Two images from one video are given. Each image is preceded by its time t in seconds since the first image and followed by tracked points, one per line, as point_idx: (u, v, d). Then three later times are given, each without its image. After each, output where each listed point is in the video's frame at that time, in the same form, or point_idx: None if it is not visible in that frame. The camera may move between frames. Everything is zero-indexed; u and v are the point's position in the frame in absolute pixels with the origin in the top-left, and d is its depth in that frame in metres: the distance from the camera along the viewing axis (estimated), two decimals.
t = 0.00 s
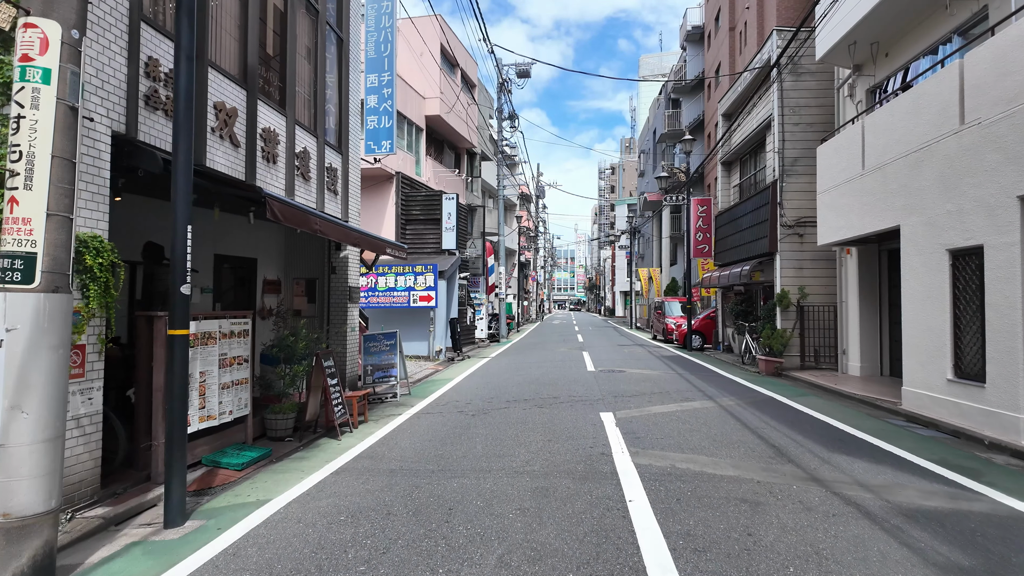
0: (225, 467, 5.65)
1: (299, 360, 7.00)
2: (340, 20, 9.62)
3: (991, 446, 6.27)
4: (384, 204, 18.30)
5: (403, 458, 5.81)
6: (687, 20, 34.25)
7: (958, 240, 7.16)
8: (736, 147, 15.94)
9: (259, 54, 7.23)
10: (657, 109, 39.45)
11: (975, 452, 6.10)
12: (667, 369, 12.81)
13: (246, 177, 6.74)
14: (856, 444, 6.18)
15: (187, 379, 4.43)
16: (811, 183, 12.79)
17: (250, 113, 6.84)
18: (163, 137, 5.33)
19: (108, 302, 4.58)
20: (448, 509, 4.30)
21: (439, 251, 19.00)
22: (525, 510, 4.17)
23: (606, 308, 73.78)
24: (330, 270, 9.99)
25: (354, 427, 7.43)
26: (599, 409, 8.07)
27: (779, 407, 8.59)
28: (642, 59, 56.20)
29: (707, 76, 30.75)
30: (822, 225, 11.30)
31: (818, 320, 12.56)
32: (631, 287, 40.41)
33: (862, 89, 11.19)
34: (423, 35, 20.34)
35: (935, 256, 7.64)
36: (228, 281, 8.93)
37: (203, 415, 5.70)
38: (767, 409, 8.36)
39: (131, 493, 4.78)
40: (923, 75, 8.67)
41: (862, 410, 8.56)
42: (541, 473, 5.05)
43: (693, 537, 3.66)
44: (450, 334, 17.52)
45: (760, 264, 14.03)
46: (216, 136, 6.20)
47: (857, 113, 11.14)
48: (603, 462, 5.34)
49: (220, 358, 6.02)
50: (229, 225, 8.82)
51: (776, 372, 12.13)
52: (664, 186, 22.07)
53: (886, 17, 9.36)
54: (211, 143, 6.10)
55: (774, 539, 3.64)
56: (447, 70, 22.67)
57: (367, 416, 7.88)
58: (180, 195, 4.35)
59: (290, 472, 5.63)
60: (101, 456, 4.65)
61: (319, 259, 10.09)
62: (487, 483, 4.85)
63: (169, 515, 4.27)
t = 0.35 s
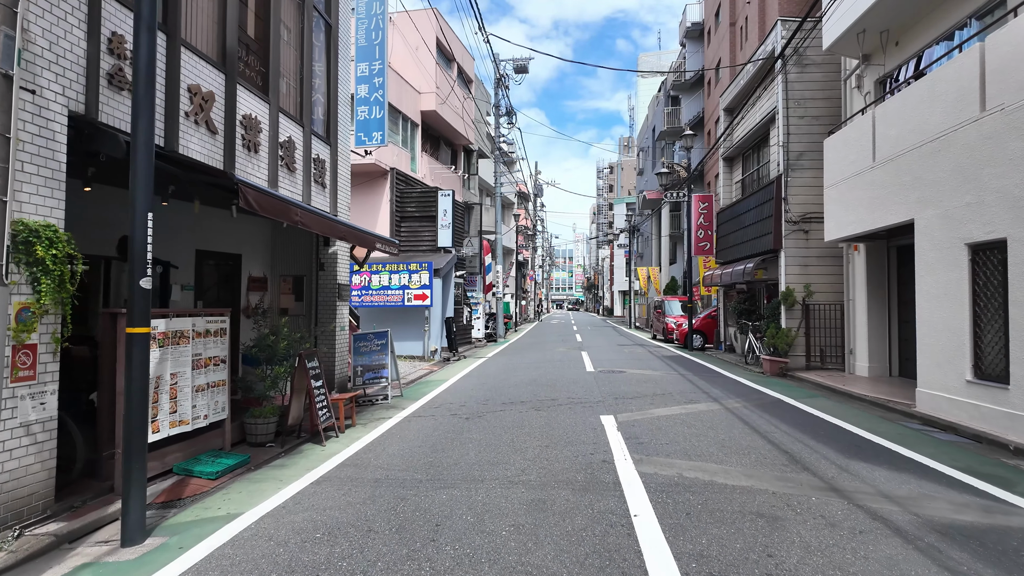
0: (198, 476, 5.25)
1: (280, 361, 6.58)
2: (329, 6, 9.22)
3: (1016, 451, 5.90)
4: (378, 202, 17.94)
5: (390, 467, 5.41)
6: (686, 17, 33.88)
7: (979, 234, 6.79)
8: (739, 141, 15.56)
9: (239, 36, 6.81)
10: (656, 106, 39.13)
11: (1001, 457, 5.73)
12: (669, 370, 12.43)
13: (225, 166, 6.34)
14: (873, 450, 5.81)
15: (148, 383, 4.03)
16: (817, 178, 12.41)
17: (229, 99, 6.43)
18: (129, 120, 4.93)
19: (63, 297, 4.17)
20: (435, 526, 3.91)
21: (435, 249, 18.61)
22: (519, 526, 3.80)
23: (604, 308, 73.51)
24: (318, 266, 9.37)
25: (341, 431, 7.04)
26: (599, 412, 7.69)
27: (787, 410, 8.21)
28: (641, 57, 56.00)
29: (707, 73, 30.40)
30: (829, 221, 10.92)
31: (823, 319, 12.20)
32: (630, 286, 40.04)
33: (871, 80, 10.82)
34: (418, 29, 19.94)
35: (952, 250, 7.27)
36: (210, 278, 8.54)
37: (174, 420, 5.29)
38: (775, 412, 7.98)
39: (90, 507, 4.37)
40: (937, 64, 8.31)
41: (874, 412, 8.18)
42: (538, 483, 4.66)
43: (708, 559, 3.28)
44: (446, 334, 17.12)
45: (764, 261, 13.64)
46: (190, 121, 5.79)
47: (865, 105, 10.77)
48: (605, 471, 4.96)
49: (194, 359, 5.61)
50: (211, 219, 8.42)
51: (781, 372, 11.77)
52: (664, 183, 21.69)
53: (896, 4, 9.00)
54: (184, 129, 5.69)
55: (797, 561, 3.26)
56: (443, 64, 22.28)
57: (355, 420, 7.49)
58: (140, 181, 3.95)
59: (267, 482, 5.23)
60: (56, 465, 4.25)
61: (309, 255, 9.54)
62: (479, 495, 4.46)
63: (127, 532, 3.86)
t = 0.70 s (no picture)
0: (170, 495, 4.84)
1: (262, 369, 6.15)
2: None
3: None
4: (373, 201, 17.56)
5: (378, 484, 5.00)
6: (688, 14, 33.47)
7: (1006, 233, 6.40)
8: (744, 138, 15.16)
9: (219, 22, 6.40)
10: (657, 105, 38.72)
11: None
12: (673, 374, 12.04)
13: (203, 160, 5.93)
14: (898, 465, 5.41)
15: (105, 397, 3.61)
16: (826, 176, 12.02)
17: (207, 88, 6.02)
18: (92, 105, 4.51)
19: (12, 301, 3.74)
20: (424, 558, 3.49)
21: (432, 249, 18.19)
22: (519, 559, 3.40)
23: (604, 308, 73.11)
24: (308, 267, 8.94)
25: (328, 442, 6.64)
26: (603, 420, 7.28)
27: (800, 418, 7.81)
28: (641, 55, 55.65)
29: (708, 71, 30.02)
30: (840, 220, 10.53)
31: (832, 321, 11.81)
32: (631, 286, 39.64)
33: (883, 74, 10.42)
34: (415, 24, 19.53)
35: (976, 250, 6.87)
36: (194, 279, 8.14)
37: (144, 434, 4.87)
38: (788, 421, 7.58)
39: (44, 533, 3.95)
40: (957, 55, 7.91)
41: (891, 420, 7.79)
42: (539, 506, 4.26)
43: None
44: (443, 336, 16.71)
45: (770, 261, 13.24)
46: (164, 111, 5.38)
47: (878, 100, 10.38)
48: (613, 491, 4.56)
49: (166, 367, 5.19)
50: (194, 217, 8.00)
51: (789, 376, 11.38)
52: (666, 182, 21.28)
53: None
54: (157, 119, 5.27)
55: None
56: (441, 61, 21.87)
57: (345, 430, 7.07)
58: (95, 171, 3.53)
59: (245, 501, 4.81)
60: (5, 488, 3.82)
61: (299, 255, 9.11)
62: (474, 520, 4.05)
63: (80, 563, 3.45)
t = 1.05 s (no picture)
0: (144, 510, 4.44)
1: (247, 371, 5.78)
2: None
3: None
4: (371, 198, 17.17)
5: (370, 499, 4.61)
6: (691, 11, 33.08)
7: None
8: (751, 134, 14.76)
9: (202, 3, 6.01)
10: (659, 103, 38.36)
11: None
12: (680, 376, 11.65)
13: (184, 149, 5.55)
14: (932, 478, 5.01)
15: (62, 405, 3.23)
16: (838, 171, 11.63)
17: (189, 72, 5.63)
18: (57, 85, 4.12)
19: None
20: None
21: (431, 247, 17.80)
22: None
23: (604, 308, 72.75)
24: (301, 264, 8.59)
25: (319, 449, 6.25)
26: (610, 427, 6.90)
27: (817, 424, 7.42)
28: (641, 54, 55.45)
29: (711, 68, 29.63)
30: (854, 217, 10.14)
31: (845, 322, 11.41)
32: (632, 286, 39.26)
33: (899, 65, 10.04)
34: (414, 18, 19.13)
35: (1006, 247, 6.48)
36: (181, 277, 7.75)
37: (115, 445, 4.48)
38: (805, 427, 7.20)
39: None
40: (983, 42, 7.53)
41: (913, 426, 7.40)
42: (545, 526, 3.88)
43: None
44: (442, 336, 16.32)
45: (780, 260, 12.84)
46: (141, 96, 5.00)
47: (893, 92, 10.00)
48: (626, 509, 4.17)
49: (141, 372, 4.80)
50: (179, 212, 7.61)
51: (799, 379, 11.01)
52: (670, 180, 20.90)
53: None
54: (132, 104, 4.89)
55: None
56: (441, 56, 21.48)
57: (337, 437, 6.68)
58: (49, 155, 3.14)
59: (224, 517, 4.41)
60: None
61: (291, 252, 8.73)
62: (473, 543, 3.65)
63: None
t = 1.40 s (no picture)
0: (110, 526, 4.06)
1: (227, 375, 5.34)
2: None
3: None
4: (368, 195, 16.80)
5: (356, 513, 4.22)
6: (692, 7, 32.72)
7: None
8: (757, 129, 14.39)
9: None
10: (660, 101, 38.00)
11: None
12: (686, 377, 11.28)
13: (160, 134, 5.17)
14: (967, 488, 4.63)
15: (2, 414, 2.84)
16: (848, 166, 11.26)
17: (166, 52, 5.25)
18: (12, 59, 3.74)
19: None
20: None
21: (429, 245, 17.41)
22: None
23: (604, 308, 72.41)
24: (291, 261, 8.24)
25: (307, 456, 5.88)
26: (616, 431, 6.53)
27: (833, 428, 7.05)
28: (641, 52, 55.13)
29: (713, 65, 29.23)
30: (868, 211, 9.77)
31: (856, 321, 11.04)
32: (633, 286, 38.90)
33: (913, 54, 9.67)
34: (412, 11, 18.73)
35: None
36: (165, 273, 7.37)
37: (79, 454, 4.10)
38: (821, 431, 6.83)
39: None
40: (1008, 26, 7.17)
41: (934, 430, 7.03)
42: (549, 545, 3.50)
43: None
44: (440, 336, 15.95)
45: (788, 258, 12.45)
46: (111, 75, 4.61)
47: (908, 82, 9.63)
48: (638, 525, 3.79)
49: (109, 375, 4.40)
50: (161, 205, 7.23)
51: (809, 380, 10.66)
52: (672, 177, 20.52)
53: None
54: (100, 83, 4.50)
55: None
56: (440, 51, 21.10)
57: (326, 443, 6.30)
58: None
59: (197, 533, 4.02)
60: None
61: (280, 247, 8.36)
62: (469, 566, 3.27)
63: None
